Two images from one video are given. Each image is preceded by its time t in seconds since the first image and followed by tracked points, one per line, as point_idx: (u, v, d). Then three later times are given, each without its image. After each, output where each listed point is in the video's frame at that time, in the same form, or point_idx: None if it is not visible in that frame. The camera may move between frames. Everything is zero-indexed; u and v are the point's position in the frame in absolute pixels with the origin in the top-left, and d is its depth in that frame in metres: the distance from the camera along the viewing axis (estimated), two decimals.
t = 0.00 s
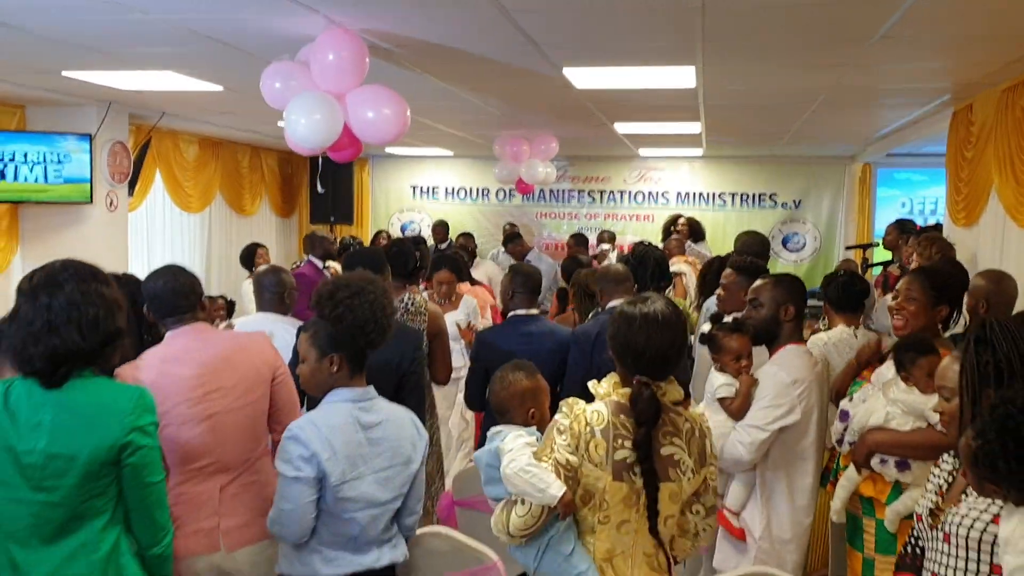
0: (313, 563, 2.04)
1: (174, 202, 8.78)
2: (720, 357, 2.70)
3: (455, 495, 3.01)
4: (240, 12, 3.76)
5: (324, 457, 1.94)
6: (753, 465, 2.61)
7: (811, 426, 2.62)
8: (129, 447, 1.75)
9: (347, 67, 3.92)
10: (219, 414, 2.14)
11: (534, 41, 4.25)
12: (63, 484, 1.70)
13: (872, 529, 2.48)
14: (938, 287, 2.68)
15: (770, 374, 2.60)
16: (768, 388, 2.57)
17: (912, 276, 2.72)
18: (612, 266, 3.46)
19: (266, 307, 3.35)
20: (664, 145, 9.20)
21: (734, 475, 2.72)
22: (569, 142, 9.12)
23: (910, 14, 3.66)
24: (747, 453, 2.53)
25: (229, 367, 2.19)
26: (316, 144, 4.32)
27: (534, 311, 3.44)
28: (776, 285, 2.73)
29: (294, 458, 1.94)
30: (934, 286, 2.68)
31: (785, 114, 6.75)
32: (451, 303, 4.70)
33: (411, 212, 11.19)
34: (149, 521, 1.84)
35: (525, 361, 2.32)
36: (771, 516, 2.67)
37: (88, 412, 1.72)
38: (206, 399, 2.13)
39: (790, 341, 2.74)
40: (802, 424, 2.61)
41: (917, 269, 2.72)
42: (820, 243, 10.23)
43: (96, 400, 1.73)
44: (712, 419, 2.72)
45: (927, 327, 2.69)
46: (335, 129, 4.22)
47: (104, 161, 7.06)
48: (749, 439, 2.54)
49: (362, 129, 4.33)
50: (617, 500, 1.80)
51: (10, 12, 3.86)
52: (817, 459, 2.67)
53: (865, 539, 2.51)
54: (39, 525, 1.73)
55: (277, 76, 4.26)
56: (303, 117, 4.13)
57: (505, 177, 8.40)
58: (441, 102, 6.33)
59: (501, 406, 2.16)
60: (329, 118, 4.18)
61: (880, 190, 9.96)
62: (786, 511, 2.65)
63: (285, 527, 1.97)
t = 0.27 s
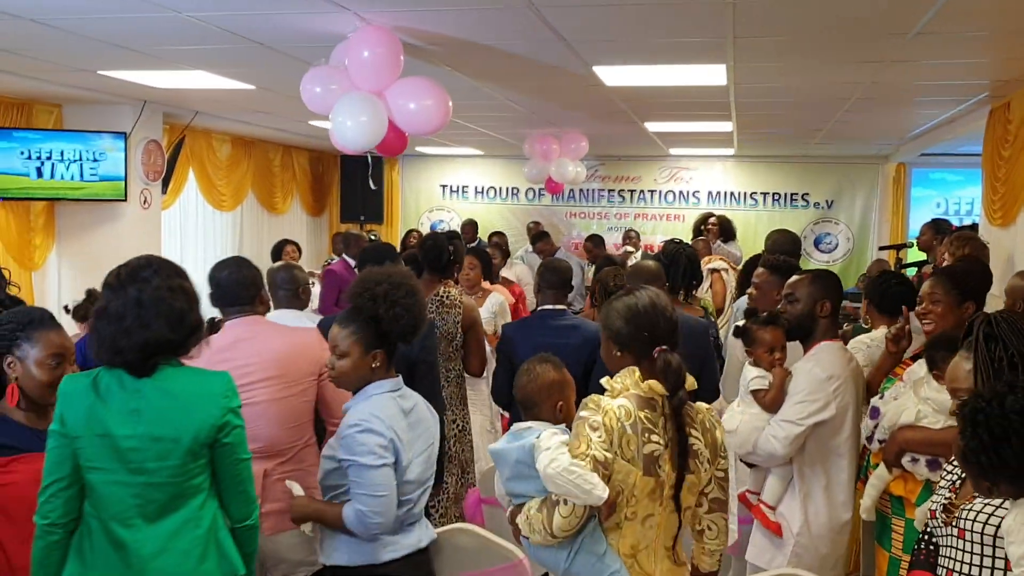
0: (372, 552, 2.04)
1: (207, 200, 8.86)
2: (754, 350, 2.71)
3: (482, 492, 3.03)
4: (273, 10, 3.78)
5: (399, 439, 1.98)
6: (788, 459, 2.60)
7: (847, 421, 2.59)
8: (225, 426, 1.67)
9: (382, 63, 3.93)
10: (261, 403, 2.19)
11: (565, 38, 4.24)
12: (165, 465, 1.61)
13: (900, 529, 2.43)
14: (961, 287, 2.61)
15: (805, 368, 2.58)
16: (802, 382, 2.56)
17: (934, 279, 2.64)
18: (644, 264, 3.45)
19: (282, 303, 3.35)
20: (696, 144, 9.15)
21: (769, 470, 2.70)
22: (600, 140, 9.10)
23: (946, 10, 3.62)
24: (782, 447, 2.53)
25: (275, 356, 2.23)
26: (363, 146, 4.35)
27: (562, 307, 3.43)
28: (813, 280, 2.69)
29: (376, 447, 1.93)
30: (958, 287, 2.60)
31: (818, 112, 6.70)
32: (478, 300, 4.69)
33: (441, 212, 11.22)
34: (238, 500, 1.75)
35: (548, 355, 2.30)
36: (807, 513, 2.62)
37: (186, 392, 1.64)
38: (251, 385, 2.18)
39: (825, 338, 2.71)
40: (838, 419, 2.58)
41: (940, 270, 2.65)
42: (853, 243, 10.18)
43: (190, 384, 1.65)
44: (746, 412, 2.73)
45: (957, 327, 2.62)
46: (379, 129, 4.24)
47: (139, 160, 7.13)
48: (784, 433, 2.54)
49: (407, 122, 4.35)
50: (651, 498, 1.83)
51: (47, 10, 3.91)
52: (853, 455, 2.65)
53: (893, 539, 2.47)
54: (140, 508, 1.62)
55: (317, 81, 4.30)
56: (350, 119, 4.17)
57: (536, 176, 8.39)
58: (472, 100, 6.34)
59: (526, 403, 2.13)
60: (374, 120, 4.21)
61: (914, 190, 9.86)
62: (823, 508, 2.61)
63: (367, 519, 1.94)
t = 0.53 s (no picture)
0: (398, 550, 2.06)
1: (219, 199, 8.89)
2: (766, 349, 2.77)
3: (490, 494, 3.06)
4: (285, 10, 3.79)
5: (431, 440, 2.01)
6: (801, 463, 2.60)
7: (860, 425, 2.59)
8: (274, 416, 1.71)
9: (395, 62, 3.94)
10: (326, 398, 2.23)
11: (576, 39, 4.24)
12: (218, 453, 1.64)
13: (908, 535, 2.42)
14: (961, 291, 2.55)
15: (817, 370, 2.58)
16: (815, 385, 2.55)
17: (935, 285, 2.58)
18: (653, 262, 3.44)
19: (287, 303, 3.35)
20: (707, 145, 9.14)
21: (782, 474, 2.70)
22: (611, 142, 9.10)
23: (959, 12, 3.61)
24: (797, 450, 2.52)
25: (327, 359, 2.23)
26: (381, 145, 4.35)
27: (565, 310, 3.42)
28: (819, 284, 2.67)
29: (416, 446, 1.96)
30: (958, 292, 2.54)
31: (829, 114, 6.68)
32: (483, 301, 4.67)
33: (451, 212, 11.23)
34: (280, 488, 1.78)
35: (539, 360, 2.31)
36: (821, 518, 2.62)
37: (237, 383, 1.67)
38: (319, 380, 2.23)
39: (836, 341, 2.68)
40: (851, 424, 2.58)
41: (939, 278, 2.59)
42: (864, 246, 10.15)
43: (242, 375, 1.69)
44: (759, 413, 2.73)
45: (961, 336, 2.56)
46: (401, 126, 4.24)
47: (151, 159, 7.16)
48: (798, 436, 2.53)
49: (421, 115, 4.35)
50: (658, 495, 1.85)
51: (61, 9, 3.93)
52: (865, 460, 2.65)
53: (901, 545, 2.45)
54: (192, 495, 1.64)
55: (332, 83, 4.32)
56: (367, 119, 4.17)
57: (547, 177, 8.40)
58: (483, 101, 6.34)
59: (523, 407, 2.14)
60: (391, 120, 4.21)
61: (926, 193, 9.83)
62: (837, 512, 2.61)
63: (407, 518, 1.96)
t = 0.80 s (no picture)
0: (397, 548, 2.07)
1: (224, 195, 8.90)
2: (770, 351, 2.74)
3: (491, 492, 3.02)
4: (292, 7, 3.80)
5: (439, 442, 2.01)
6: (800, 468, 2.59)
7: (860, 432, 2.58)
8: (290, 406, 1.89)
9: (401, 61, 3.94)
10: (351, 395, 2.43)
11: (583, 39, 4.24)
12: (240, 439, 1.81)
13: (909, 542, 2.41)
14: (971, 296, 2.54)
15: (820, 376, 2.57)
16: (817, 390, 2.55)
17: (946, 291, 2.58)
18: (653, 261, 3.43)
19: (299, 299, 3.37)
20: (712, 147, 9.13)
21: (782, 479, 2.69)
22: (616, 142, 9.10)
23: (966, 16, 3.61)
24: (795, 455, 2.52)
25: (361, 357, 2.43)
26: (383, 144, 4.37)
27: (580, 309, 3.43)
28: (830, 288, 2.63)
29: (424, 449, 1.96)
30: (969, 298, 2.54)
31: (835, 117, 6.68)
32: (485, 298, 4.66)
33: (456, 211, 11.23)
34: (294, 472, 1.96)
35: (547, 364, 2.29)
36: (818, 523, 2.61)
37: (256, 375, 1.85)
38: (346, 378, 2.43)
39: (840, 346, 2.66)
40: (851, 430, 2.57)
41: (951, 283, 2.59)
42: (869, 249, 10.14)
43: (260, 366, 1.86)
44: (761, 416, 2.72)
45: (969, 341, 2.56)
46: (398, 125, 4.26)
47: (157, 154, 7.16)
48: (796, 440, 2.53)
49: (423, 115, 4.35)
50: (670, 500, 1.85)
51: (68, 4, 3.93)
52: (864, 468, 2.63)
53: (903, 552, 2.44)
54: (214, 477, 1.80)
55: (336, 80, 4.34)
56: (369, 117, 4.19)
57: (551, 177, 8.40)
58: (489, 100, 6.35)
59: (534, 418, 2.13)
60: (393, 118, 4.22)
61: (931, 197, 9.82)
62: (834, 518, 2.60)
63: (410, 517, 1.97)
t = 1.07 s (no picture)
0: (384, 545, 2.07)
1: (225, 193, 8.90)
2: (771, 352, 2.75)
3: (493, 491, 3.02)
4: (292, 6, 3.80)
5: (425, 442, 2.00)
6: (797, 469, 2.57)
7: (858, 433, 2.56)
8: (281, 389, 1.97)
9: (398, 61, 3.94)
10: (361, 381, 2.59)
11: (584, 39, 4.24)
12: (234, 424, 1.90)
13: (913, 541, 2.40)
14: (972, 295, 2.54)
15: (819, 375, 2.55)
16: (815, 390, 2.53)
17: (945, 289, 2.58)
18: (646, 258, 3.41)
19: (312, 300, 3.37)
20: (713, 146, 9.13)
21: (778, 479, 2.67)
22: (618, 142, 9.09)
23: (968, 17, 3.60)
24: (792, 456, 2.50)
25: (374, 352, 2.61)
26: (369, 141, 4.35)
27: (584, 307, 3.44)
28: (835, 290, 2.60)
29: (405, 447, 1.96)
30: (969, 295, 2.54)
31: (837, 117, 6.67)
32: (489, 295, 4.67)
33: (458, 210, 11.23)
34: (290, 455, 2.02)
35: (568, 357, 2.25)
36: (815, 524, 2.60)
37: (248, 362, 1.94)
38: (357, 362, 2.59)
39: (840, 347, 2.65)
40: (849, 431, 2.55)
41: (950, 280, 2.59)
42: (871, 249, 10.13)
43: (252, 354, 1.96)
44: (759, 417, 2.70)
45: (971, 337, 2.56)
46: (386, 123, 4.25)
47: (158, 152, 7.16)
48: (793, 441, 2.51)
49: (411, 123, 4.36)
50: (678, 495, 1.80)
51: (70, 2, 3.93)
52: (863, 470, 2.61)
53: (905, 550, 2.43)
54: (210, 459, 1.90)
55: (329, 73, 4.32)
56: (357, 114, 4.18)
57: (552, 177, 8.40)
58: (490, 99, 6.35)
59: (556, 409, 2.09)
60: (381, 115, 4.21)
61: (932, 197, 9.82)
62: (831, 520, 2.58)
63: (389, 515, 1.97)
